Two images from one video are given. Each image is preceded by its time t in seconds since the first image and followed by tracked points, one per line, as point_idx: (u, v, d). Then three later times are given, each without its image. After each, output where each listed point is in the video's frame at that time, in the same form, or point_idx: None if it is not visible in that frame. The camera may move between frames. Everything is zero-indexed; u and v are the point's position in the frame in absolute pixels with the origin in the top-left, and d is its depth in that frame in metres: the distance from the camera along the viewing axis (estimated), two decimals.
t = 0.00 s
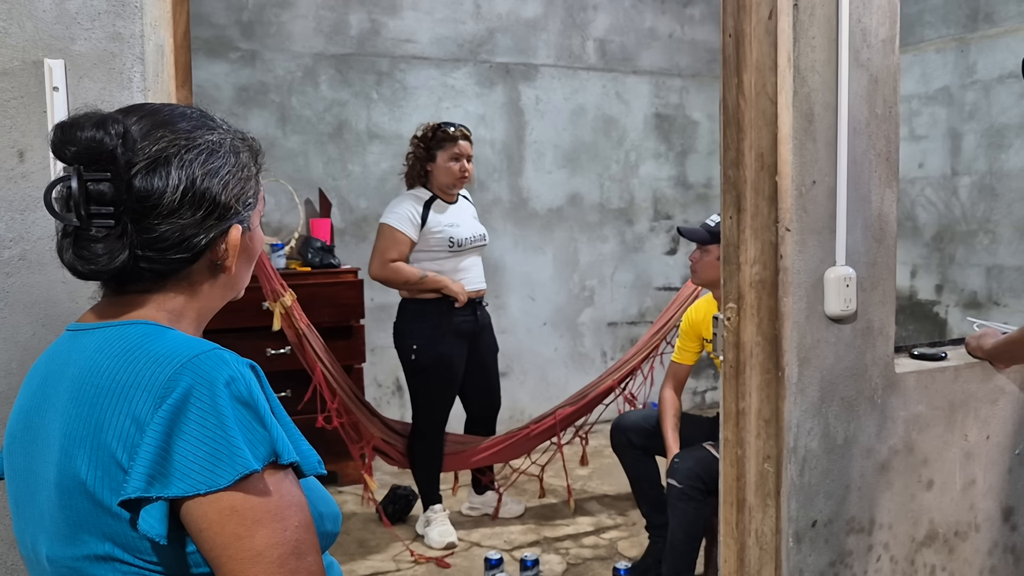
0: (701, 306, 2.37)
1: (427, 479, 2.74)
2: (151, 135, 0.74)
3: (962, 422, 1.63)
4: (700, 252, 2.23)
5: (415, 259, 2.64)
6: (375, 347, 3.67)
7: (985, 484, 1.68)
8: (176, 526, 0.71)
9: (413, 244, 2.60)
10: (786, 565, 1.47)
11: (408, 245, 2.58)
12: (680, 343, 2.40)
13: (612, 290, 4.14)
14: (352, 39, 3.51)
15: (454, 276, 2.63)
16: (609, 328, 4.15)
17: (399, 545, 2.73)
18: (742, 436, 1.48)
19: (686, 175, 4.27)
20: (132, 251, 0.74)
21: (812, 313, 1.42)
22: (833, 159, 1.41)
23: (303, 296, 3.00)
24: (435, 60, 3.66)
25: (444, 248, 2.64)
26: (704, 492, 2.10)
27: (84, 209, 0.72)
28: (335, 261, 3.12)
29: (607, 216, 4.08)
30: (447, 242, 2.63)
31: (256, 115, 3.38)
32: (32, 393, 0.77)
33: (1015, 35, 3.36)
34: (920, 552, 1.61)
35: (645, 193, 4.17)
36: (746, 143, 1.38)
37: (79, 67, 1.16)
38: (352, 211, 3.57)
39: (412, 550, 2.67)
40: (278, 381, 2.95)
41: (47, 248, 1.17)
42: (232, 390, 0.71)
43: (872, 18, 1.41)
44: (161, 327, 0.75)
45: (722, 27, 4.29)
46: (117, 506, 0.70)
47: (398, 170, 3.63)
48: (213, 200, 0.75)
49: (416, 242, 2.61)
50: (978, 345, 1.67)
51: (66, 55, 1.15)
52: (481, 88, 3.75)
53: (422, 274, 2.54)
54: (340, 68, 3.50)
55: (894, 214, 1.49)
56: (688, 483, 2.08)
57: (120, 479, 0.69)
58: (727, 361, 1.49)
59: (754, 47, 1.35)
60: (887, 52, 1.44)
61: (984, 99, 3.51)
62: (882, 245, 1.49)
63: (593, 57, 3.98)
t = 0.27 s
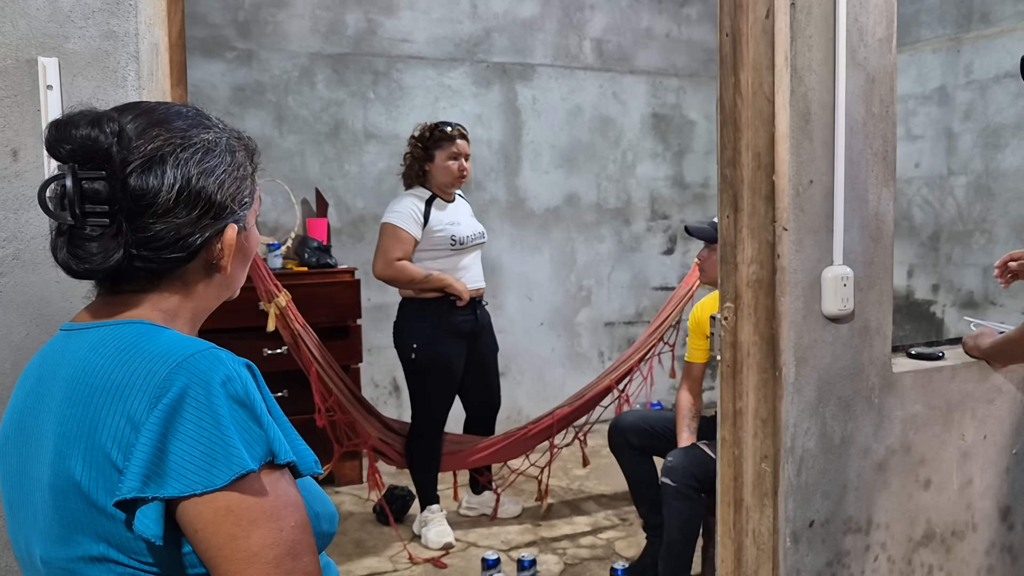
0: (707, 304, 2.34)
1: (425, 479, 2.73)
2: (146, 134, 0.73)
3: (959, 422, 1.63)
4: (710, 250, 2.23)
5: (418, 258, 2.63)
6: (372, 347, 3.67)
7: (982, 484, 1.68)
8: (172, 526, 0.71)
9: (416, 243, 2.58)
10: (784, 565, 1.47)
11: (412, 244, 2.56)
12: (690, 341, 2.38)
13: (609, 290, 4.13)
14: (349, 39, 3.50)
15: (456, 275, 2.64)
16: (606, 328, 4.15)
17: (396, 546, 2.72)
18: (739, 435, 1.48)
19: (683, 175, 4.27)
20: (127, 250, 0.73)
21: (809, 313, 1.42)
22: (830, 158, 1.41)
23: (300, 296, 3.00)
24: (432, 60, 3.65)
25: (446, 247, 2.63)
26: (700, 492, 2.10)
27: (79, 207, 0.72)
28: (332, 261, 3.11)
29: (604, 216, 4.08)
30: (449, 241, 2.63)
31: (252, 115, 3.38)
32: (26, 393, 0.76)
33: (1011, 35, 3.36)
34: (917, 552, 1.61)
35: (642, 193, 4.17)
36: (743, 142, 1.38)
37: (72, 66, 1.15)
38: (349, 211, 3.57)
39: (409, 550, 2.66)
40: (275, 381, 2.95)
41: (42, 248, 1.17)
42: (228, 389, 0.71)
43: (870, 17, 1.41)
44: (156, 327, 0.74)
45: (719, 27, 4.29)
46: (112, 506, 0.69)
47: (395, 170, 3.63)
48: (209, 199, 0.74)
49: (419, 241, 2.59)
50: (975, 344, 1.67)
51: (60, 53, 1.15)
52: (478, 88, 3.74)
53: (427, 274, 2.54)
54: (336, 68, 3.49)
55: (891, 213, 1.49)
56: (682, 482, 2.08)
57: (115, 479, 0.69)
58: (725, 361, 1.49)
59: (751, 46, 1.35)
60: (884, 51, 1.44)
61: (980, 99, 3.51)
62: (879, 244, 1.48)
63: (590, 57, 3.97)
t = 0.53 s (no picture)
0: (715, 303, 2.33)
1: (424, 478, 2.73)
2: (148, 135, 0.73)
3: (959, 422, 1.63)
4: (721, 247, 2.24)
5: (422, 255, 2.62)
6: (372, 347, 3.66)
7: (982, 484, 1.68)
8: (175, 528, 0.71)
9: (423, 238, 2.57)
10: (785, 566, 1.47)
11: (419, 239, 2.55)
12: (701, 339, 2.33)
13: (608, 290, 4.14)
14: (348, 39, 3.50)
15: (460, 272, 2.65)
16: (605, 328, 4.15)
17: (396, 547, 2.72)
18: (740, 436, 1.48)
19: (682, 175, 4.26)
20: (129, 252, 0.73)
21: (810, 313, 1.42)
22: (831, 158, 1.41)
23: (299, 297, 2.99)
24: (431, 60, 3.65)
25: (450, 244, 2.64)
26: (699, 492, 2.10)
27: (81, 209, 0.72)
28: (331, 261, 3.11)
29: (603, 216, 4.08)
30: (454, 238, 2.63)
31: (252, 115, 3.37)
32: (28, 395, 0.76)
33: (1010, 35, 3.37)
34: (918, 553, 1.61)
35: (642, 193, 4.17)
36: (744, 143, 1.39)
37: (74, 66, 1.15)
38: (348, 211, 3.57)
39: (409, 551, 2.66)
40: (274, 382, 2.94)
41: (43, 249, 1.17)
42: (231, 391, 0.71)
43: (870, 18, 1.41)
44: (158, 328, 0.74)
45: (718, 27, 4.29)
46: (115, 508, 0.69)
47: (394, 170, 3.63)
48: (211, 201, 0.74)
49: (426, 237, 2.59)
50: (975, 345, 1.67)
51: (61, 54, 1.15)
52: (477, 88, 3.75)
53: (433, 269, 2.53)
54: (335, 68, 3.49)
55: (892, 213, 1.49)
56: (679, 481, 2.08)
57: (118, 481, 0.69)
58: (726, 362, 1.49)
59: (752, 47, 1.36)
60: (884, 52, 1.44)
61: (979, 99, 3.51)
62: (880, 244, 1.49)
63: (589, 57, 3.97)
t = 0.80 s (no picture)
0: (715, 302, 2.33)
1: (424, 478, 2.73)
2: (152, 136, 0.73)
3: (960, 422, 1.64)
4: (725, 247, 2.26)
5: (420, 254, 2.62)
6: (372, 347, 3.66)
7: (982, 484, 1.68)
8: (179, 528, 0.71)
9: (421, 237, 2.58)
10: (786, 566, 1.47)
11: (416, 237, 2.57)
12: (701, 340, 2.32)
13: (608, 291, 4.14)
14: (348, 39, 3.50)
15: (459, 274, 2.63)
16: (606, 328, 4.15)
17: (396, 547, 2.72)
18: (741, 436, 1.48)
19: (683, 175, 4.27)
20: (133, 253, 0.73)
21: (811, 314, 1.42)
22: (832, 159, 1.41)
23: (299, 297, 2.99)
24: (431, 60, 3.65)
25: (450, 245, 2.63)
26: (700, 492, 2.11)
27: (85, 209, 0.72)
28: (332, 262, 3.11)
29: (604, 216, 4.08)
30: (454, 239, 2.63)
31: (252, 115, 3.37)
32: (30, 396, 0.76)
33: (1010, 35, 3.37)
34: (918, 553, 1.62)
35: (642, 193, 4.17)
36: (745, 143, 1.39)
37: (76, 67, 1.15)
38: (349, 211, 3.57)
39: (409, 551, 2.66)
40: (275, 382, 2.95)
41: (46, 250, 1.17)
42: (234, 391, 0.71)
43: (871, 19, 1.41)
44: (162, 329, 0.74)
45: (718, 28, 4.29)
46: (118, 509, 0.69)
47: (395, 171, 3.63)
48: (215, 202, 0.74)
49: (424, 237, 2.59)
50: (976, 345, 1.67)
51: (64, 54, 1.15)
52: (478, 88, 3.75)
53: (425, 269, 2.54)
54: (336, 68, 3.49)
55: (893, 214, 1.49)
56: (678, 480, 2.08)
57: (122, 482, 0.69)
58: (726, 362, 1.49)
59: (753, 47, 1.35)
60: (885, 52, 1.44)
61: (979, 100, 3.51)
62: (881, 245, 1.49)
63: (589, 57, 3.98)
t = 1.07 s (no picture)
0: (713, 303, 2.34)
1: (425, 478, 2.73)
2: (152, 137, 0.73)
3: (959, 423, 1.64)
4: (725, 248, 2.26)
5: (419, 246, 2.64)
6: (372, 347, 3.67)
7: (982, 484, 1.68)
8: (176, 529, 0.71)
9: (417, 230, 2.59)
10: (785, 566, 1.47)
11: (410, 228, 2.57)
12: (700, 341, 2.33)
13: (608, 290, 4.14)
14: (348, 39, 3.50)
15: (456, 270, 2.63)
16: (606, 328, 4.15)
17: (396, 546, 2.72)
18: (740, 436, 1.48)
19: (682, 175, 4.26)
20: (131, 253, 0.73)
21: (811, 314, 1.42)
22: (831, 159, 1.41)
23: (299, 297, 2.99)
24: (431, 60, 3.65)
25: (450, 241, 2.63)
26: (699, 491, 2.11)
27: (84, 209, 0.72)
28: (332, 262, 3.12)
29: (603, 216, 4.08)
30: (455, 235, 2.63)
31: (252, 115, 3.37)
32: (28, 397, 0.76)
33: (1010, 36, 3.37)
34: (918, 553, 1.62)
35: (642, 193, 4.17)
36: (744, 144, 1.38)
37: (75, 68, 1.15)
38: (349, 211, 3.57)
39: (409, 551, 2.66)
40: (275, 382, 2.95)
41: (44, 250, 1.17)
42: (231, 392, 0.71)
43: (870, 19, 1.41)
44: (160, 330, 0.74)
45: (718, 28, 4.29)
46: (115, 510, 0.69)
47: (394, 170, 3.63)
48: (214, 203, 0.74)
49: (420, 229, 2.60)
50: (975, 345, 1.67)
51: (62, 55, 1.15)
52: (477, 88, 3.75)
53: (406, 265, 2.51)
54: (335, 68, 3.49)
55: (892, 214, 1.49)
56: (680, 481, 2.08)
57: (119, 483, 0.69)
58: (725, 362, 1.49)
59: (752, 47, 1.35)
60: (885, 53, 1.44)
61: (979, 100, 3.51)
62: (880, 245, 1.49)
63: (589, 57, 3.97)
